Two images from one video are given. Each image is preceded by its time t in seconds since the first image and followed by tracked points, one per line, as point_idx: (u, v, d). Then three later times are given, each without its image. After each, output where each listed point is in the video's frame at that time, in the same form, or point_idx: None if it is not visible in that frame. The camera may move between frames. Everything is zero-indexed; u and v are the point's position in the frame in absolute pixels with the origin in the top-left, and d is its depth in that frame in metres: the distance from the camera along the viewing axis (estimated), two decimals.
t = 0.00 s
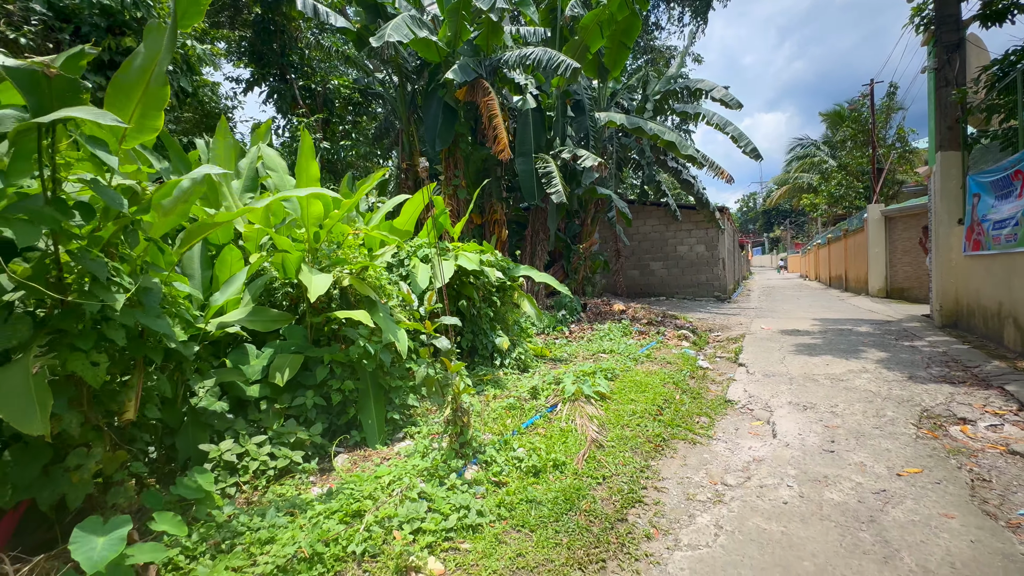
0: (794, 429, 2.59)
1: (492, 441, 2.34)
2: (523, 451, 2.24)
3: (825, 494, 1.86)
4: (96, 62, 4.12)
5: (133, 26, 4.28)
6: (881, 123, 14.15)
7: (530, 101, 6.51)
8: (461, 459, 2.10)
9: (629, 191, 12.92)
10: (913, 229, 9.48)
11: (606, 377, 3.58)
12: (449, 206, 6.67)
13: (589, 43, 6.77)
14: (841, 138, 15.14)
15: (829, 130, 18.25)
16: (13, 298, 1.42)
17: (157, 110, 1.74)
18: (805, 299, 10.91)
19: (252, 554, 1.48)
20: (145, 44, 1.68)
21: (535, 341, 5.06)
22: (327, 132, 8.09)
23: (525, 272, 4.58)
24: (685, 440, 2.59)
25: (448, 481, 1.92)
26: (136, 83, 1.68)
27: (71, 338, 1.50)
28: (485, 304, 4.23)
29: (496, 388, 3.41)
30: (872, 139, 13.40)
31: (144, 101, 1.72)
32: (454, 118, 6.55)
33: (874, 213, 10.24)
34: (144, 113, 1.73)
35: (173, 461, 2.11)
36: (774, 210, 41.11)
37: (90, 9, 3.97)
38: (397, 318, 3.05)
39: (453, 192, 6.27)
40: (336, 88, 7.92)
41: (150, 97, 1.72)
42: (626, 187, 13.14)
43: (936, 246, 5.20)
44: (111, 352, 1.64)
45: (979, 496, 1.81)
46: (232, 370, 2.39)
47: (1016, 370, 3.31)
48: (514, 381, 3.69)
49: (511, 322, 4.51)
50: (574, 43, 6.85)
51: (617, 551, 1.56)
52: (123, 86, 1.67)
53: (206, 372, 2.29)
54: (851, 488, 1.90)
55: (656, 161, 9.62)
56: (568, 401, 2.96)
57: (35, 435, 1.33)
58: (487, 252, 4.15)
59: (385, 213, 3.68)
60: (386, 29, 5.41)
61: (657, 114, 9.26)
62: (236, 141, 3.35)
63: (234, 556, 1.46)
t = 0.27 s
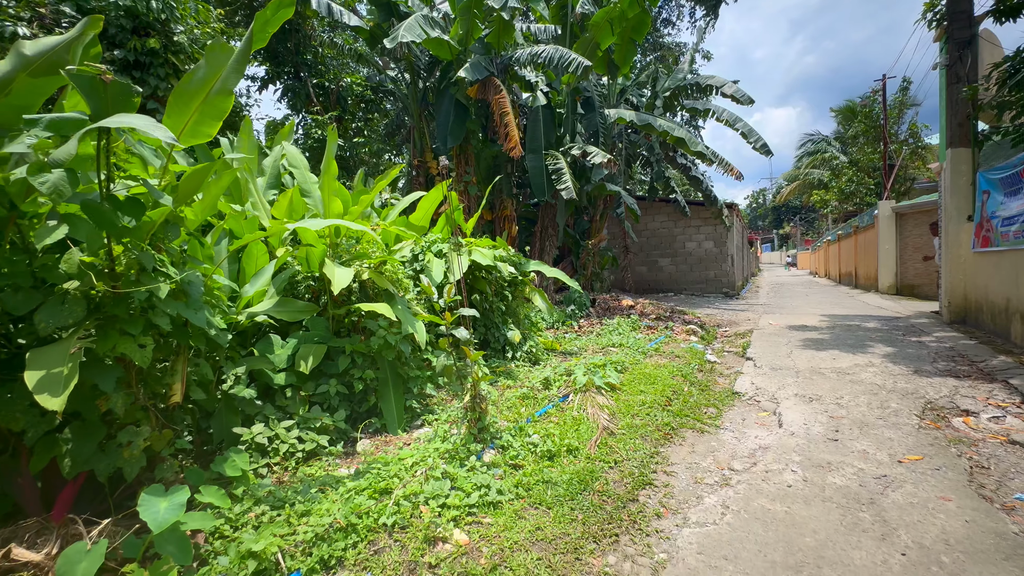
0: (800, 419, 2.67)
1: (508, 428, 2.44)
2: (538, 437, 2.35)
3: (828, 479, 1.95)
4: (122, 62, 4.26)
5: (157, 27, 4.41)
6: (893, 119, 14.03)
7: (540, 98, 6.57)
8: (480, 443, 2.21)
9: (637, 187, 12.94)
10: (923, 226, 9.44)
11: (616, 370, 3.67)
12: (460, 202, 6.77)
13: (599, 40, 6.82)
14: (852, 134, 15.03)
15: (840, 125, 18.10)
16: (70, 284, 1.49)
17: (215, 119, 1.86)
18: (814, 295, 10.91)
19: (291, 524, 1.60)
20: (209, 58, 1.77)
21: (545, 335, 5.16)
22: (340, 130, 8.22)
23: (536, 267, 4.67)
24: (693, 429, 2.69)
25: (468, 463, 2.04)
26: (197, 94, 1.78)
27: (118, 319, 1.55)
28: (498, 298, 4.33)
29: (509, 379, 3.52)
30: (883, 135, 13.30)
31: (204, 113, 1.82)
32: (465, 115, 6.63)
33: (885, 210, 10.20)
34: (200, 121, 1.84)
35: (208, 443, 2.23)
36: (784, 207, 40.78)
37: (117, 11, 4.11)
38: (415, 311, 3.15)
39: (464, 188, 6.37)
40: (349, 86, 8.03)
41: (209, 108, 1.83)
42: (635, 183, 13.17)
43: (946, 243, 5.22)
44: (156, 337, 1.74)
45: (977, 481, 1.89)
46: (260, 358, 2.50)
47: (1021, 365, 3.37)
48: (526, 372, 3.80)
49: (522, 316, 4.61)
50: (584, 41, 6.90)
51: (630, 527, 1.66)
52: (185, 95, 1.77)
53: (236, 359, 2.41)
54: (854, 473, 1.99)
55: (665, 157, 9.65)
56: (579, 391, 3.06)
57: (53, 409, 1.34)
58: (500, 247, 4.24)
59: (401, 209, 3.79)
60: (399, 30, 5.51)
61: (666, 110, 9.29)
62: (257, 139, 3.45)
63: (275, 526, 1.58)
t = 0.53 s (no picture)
0: (806, 411, 2.78)
1: (525, 415, 2.59)
2: (554, 424, 2.49)
3: (829, 464, 2.07)
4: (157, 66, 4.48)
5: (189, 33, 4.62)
6: (911, 115, 13.86)
7: (554, 97, 6.69)
8: (500, 427, 2.36)
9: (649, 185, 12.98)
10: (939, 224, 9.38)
11: (627, 363, 3.80)
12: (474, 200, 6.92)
13: (613, 40, 6.90)
14: (869, 130, 14.88)
15: (857, 121, 17.88)
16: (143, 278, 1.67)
17: (268, 133, 2.06)
18: (827, 293, 10.88)
19: (332, 495, 1.76)
20: (271, 80, 1.98)
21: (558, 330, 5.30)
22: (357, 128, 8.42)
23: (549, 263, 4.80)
24: (702, 419, 2.81)
25: (489, 445, 2.19)
26: (254, 110, 1.98)
27: (178, 310, 1.72)
28: (512, 293, 4.48)
29: (524, 371, 3.67)
30: (900, 132, 13.16)
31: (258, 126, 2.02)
32: (480, 114, 6.76)
33: (900, 207, 10.14)
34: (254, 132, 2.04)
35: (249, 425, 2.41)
36: (799, 204, 40.31)
37: (152, 18, 4.32)
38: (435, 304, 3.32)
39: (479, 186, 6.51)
40: (366, 86, 8.22)
41: (264, 123, 2.03)
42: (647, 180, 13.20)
43: (957, 241, 5.24)
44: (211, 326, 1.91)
45: (972, 468, 1.99)
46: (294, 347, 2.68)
47: None
48: (540, 364, 3.94)
49: (536, 311, 4.75)
50: (598, 41, 6.99)
51: (642, 504, 1.80)
52: (243, 111, 1.97)
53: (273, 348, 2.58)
54: (854, 460, 2.10)
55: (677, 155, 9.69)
56: (592, 382, 3.20)
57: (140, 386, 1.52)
58: (515, 244, 4.38)
59: (422, 208, 3.94)
60: (417, 33, 5.65)
61: (679, 108, 9.33)
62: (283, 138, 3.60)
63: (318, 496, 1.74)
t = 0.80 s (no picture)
0: (820, 408, 2.86)
1: (547, 407, 2.73)
2: (574, 415, 2.62)
3: (840, 457, 2.16)
4: (196, 73, 4.73)
5: (226, 42, 4.86)
6: (938, 113, 13.57)
7: (573, 98, 6.80)
8: (522, 417, 2.50)
9: (667, 183, 12.97)
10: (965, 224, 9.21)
11: (643, 360, 3.91)
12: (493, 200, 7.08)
13: (632, 41, 6.96)
14: (893, 128, 14.60)
15: (882, 118, 17.53)
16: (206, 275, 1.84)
17: (307, 137, 2.20)
18: (848, 293, 10.76)
19: (372, 473, 1.93)
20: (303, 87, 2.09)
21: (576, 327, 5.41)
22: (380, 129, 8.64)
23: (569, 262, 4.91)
24: (717, 414, 2.92)
25: (513, 434, 2.33)
26: (293, 116, 2.12)
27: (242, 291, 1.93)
28: (533, 292, 4.60)
29: (545, 365, 3.79)
30: (926, 130, 12.90)
31: (296, 130, 2.16)
32: (500, 115, 6.89)
33: (924, 207, 9.98)
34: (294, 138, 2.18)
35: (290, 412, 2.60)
36: (821, 203, 39.55)
37: (194, 30, 4.58)
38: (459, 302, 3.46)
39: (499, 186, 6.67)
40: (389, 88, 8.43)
41: (302, 127, 2.17)
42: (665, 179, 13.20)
43: (981, 242, 5.20)
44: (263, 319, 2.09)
45: (981, 464, 2.06)
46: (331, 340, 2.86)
47: None
48: (559, 360, 4.07)
49: (556, 309, 4.87)
50: (617, 42, 7.06)
51: (659, 489, 1.92)
52: (283, 118, 2.12)
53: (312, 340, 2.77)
54: (865, 454, 2.19)
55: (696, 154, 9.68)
56: (610, 378, 3.32)
57: (237, 371, 1.75)
58: (536, 243, 4.51)
59: (446, 207, 4.09)
60: (440, 40, 5.80)
61: (698, 107, 9.32)
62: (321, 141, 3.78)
63: (360, 473, 1.92)
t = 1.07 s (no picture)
0: (843, 408, 2.89)
1: (572, 402, 2.82)
2: (599, 410, 2.71)
3: (863, 455, 2.20)
4: (237, 80, 4.97)
5: (264, 49, 5.09)
6: (973, 111, 13.15)
7: (596, 100, 6.86)
8: (549, 410, 2.60)
9: (690, 184, 12.88)
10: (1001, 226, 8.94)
11: (665, 359, 3.96)
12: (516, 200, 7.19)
13: (655, 43, 6.98)
14: (926, 127, 14.20)
15: (914, 116, 17.04)
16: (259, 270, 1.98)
17: (345, 141, 2.33)
18: (876, 296, 10.54)
19: (410, 457, 2.06)
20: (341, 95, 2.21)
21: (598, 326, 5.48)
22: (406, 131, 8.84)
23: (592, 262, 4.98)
24: (739, 412, 2.97)
25: (540, 426, 2.43)
26: (334, 123, 2.26)
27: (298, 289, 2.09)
28: (556, 291, 4.69)
29: (568, 362, 3.88)
30: (960, 129, 12.52)
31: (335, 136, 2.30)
32: (524, 116, 6.97)
33: (958, 208, 9.71)
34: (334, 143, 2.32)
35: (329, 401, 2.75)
36: (849, 203, 38.54)
37: (234, 39, 4.82)
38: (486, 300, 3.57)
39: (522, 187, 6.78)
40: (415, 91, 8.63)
41: (341, 133, 2.30)
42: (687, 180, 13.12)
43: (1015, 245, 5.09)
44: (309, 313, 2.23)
45: (1006, 464, 2.08)
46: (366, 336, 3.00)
47: None
48: (582, 358, 4.16)
49: (579, 308, 4.95)
50: (640, 43, 7.09)
51: (682, 480, 2.00)
52: (325, 124, 2.25)
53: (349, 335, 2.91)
54: (888, 452, 2.23)
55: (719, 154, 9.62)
56: (633, 375, 3.40)
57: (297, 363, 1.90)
58: (560, 243, 4.59)
59: (474, 208, 4.21)
60: (465, 46, 5.93)
61: (721, 107, 9.25)
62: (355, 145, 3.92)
63: (399, 457, 2.05)
